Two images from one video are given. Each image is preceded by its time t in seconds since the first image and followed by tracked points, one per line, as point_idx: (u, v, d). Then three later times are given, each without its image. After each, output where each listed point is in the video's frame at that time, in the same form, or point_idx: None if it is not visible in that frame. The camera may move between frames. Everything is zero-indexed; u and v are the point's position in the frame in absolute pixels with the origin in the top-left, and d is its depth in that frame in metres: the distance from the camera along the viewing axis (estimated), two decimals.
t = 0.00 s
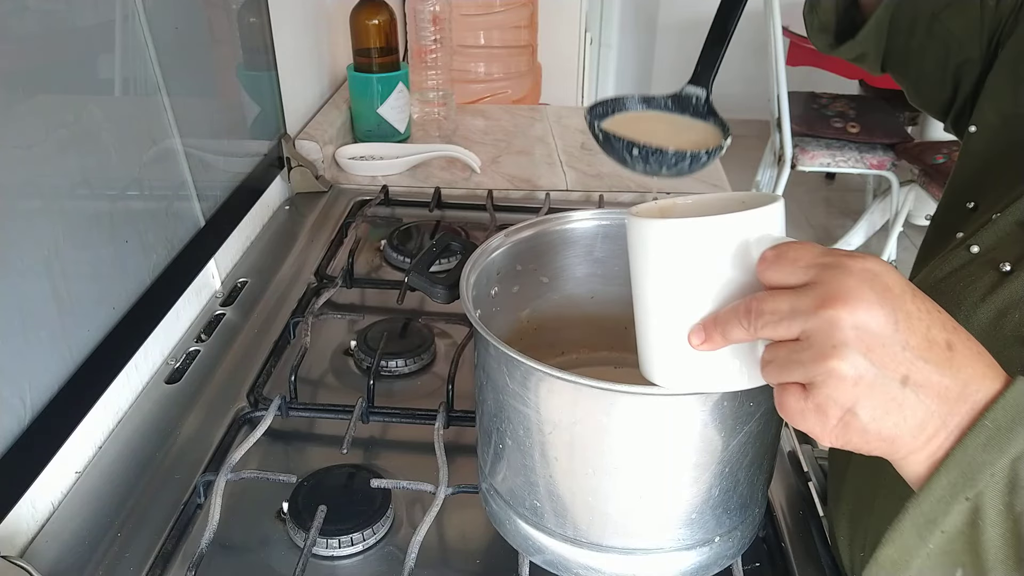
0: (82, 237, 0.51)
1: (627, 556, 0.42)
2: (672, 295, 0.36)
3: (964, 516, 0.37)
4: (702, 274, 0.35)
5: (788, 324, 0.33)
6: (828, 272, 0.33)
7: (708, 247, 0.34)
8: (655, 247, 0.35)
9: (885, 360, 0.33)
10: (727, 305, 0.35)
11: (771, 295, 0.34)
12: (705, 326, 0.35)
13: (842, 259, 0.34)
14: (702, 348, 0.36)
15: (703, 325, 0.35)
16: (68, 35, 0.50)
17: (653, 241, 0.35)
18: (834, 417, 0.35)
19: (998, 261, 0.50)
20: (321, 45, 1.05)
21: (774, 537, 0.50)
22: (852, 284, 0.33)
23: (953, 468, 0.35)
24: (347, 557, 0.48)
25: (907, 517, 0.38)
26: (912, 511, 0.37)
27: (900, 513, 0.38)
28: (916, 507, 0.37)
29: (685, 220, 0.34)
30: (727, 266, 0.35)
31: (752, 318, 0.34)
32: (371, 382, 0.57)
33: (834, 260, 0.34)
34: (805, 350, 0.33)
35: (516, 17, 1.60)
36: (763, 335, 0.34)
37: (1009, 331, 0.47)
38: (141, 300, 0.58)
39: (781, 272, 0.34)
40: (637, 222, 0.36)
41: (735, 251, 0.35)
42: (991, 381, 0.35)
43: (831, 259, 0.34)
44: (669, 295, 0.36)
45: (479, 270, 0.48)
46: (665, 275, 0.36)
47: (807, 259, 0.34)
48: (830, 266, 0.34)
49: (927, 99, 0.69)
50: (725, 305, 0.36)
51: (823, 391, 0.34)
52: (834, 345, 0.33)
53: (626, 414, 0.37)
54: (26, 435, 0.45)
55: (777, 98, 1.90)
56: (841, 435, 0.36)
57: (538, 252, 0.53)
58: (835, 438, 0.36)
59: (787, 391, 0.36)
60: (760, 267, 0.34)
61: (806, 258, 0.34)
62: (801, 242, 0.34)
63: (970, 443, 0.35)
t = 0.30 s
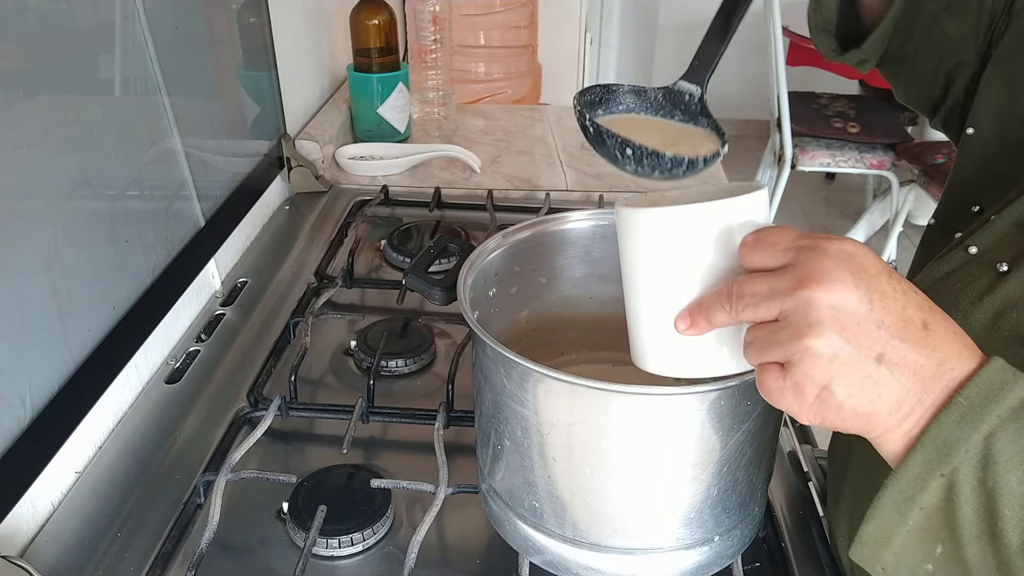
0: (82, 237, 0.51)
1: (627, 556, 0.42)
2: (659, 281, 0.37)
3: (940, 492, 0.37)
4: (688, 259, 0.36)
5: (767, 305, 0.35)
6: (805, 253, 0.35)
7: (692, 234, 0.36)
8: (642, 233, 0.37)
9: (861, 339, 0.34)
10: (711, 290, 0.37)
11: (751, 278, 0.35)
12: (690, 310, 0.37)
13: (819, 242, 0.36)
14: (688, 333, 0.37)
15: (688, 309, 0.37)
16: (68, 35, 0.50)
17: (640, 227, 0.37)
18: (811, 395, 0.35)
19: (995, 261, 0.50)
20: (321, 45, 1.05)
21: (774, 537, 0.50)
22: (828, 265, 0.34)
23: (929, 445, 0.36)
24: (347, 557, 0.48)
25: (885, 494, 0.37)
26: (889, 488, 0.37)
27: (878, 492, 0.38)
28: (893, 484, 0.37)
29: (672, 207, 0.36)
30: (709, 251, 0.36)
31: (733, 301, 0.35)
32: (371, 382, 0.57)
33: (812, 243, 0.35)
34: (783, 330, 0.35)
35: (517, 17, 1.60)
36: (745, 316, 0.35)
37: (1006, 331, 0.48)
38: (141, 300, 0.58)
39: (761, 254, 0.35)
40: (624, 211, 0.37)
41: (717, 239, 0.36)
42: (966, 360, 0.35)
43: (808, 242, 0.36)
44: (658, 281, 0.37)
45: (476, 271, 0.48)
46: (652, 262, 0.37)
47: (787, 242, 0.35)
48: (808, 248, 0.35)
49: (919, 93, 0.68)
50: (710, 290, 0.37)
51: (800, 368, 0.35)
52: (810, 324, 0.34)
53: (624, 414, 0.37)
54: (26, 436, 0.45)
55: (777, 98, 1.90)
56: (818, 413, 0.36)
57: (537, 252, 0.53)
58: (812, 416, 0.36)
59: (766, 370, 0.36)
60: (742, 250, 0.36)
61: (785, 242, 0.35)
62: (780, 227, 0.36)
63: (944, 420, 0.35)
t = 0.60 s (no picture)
0: (82, 236, 0.51)
1: (627, 556, 0.42)
2: (652, 271, 0.38)
3: (925, 481, 0.37)
4: (678, 250, 0.37)
5: (754, 296, 0.35)
6: (793, 246, 0.35)
7: (684, 225, 0.36)
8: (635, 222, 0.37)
9: (846, 331, 0.34)
10: (701, 280, 0.37)
11: (740, 269, 0.36)
12: (681, 299, 0.37)
13: (807, 235, 0.36)
14: (679, 322, 0.38)
15: (679, 299, 0.38)
16: (68, 35, 0.50)
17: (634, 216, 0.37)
18: (797, 385, 0.36)
19: (989, 261, 0.50)
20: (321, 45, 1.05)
21: (774, 537, 0.50)
22: (814, 258, 0.35)
23: (912, 434, 0.36)
24: (348, 557, 0.48)
25: (871, 483, 0.38)
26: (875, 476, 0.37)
27: (864, 480, 0.38)
28: (879, 473, 0.37)
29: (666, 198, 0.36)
30: (701, 243, 0.37)
31: (723, 291, 0.36)
32: (371, 382, 0.57)
33: (800, 235, 0.36)
34: (770, 321, 0.35)
35: (516, 17, 1.60)
36: (733, 307, 0.36)
37: (999, 330, 0.48)
38: (141, 300, 0.58)
39: (750, 246, 0.36)
40: (619, 202, 0.38)
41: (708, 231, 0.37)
42: (952, 351, 0.36)
43: (797, 234, 0.36)
44: (651, 269, 0.38)
45: (477, 271, 0.48)
46: (646, 252, 0.37)
47: (776, 234, 0.36)
48: (796, 241, 0.36)
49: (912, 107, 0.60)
50: (700, 280, 0.38)
51: (786, 359, 0.35)
52: (797, 316, 0.34)
53: (624, 414, 0.37)
54: (26, 435, 0.45)
55: (778, 99, 1.90)
56: (803, 403, 0.37)
57: (538, 251, 0.53)
58: (798, 406, 0.37)
59: (752, 360, 0.36)
60: (731, 241, 0.36)
61: (774, 234, 0.36)
62: (770, 219, 0.36)
63: (927, 409, 0.35)
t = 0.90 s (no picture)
0: (82, 236, 0.51)
1: (627, 556, 0.42)
2: (648, 272, 0.37)
3: (922, 489, 0.37)
4: (676, 253, 0.37)
5: (753, 304, 0.35)
6: (792, 254, 0.36)
7: (679, 228, 0.36)
8: (634, 224, 0.37)
9: (843, 341, 0.35)
10: (700, 283, 0.37)
11: (740, 275, 0.36)
12: (680, 300, 0.37)
13: (807, 243, 0.36)
14: (678, 323, 0.38)
15: (678, 300, 0.37)
16: (68, 35, 0.50)
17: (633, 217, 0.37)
18: (793, 393, 0.36)
19: (987, 262, 0.51)
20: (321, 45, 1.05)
21: (774, 536, 0.51)
22: (813, 267, 0.35)
23: (908, 442, 0.36)
24: (348, 557, 0.48)
25: (868, 490, 0.38)
26: (872, 484, 0.38)
27: (862, 488, 0.38)
28: (876, 480, 0.38)
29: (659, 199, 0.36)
30: (700, 246, 0.37)
31: (722, 296, 0.36)
32: (371, 382, 0.57)
33: (801, 243, 0.36)
34: (767, 329, 0.36)
35: (517, 17, 1.60)
36: (732, 312, 0.36)
37: (997, 330, 0.48)
38: (141, 300, 0.58)
39: (749, 252, 0.36)
40: (619, 201, 0.37)
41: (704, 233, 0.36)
42: (948, 359, 0.36)
43: (797, 242, 0.36)
44: (649, 269, 0.37)
45: (476, 271, 0.48)
46: (644, 253, 0.37)
47: (775, 241, 0.36)
48: (796, 249, 0.36)
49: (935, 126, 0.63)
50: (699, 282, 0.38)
51: (783, 368, 0.36)
52: (794, 326, 0.35)
53: (625, 414, 0.37)
54: (26, 435, 0.45)
55: (778, 99, 1.90)
56: (799, 410, 0.37)
57: (538, 251, 0.53)
58: (794, 412, 0.37)
59: (750, 366, 0.37)
60: (731, 246, 0.36)
61: (773, 240, 0.36)
62: (771, 224, 0.37)
63: (922, 417, 0.36)
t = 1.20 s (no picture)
0: (82, 236, 0.51)
1: (627, 556, 0.42)
2: (645, 271, 0.37)
3: (915, 498, 0.37)
4: (674, 255, 0.37)
5: (749, 312, 0.35)
6: (789, 263, 0.35)
7: (679, 227, 0.36)
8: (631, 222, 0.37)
9: (837, 352, 0.35)
10: (697, 285, 0.37)
11: (737, 282, 0.36)
12: (675, 301, 0.37)
13: (804, 251, 0.36)
14: (672, 323, 0.37)
15: (674, 300, 0.37)
16: (68, 36, 0.50)
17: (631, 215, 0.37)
18: (786, 402, 0.37)
19: (985, 263, 0.51)
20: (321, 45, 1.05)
21: (774, 536, 0.50)
22: (809, 278, 0.35)
23: (902, 451, 0.36)
24: (348, 557, 0.48)
25: (862, 500, 0.38)
26: (866, 493, 0.38)
27: (856, 497, 0.38)
28: (870, 489, 0.38)
29: (658, 199, 0.36)
30: (698, 250, 0.37)
31: (718, 301, 0.36)
32: (371, 382, 0.57)
33: (798, 252, 0.36)
34: (762, 338, 0.36)
35: (517, 17, 1.61)
36: (727, 317, 0.36)
37: (995, 329, 0.48)
38: (141, 301, 0.58)
39: (747, 259, 0.36)
40: (618, 198, 0.37)
41: (703, 234, 0.36)
42: (942, 368, 0.36)
43: (794, 251, 0.36)
44: (646, 267, 0.37)
45: (477, 271, 0.48)
46: (642, 253, 0.37)
47: (773, 249, 0.36)
48: (792, 258, 0.36)
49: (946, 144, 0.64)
50: (694, 284, 0.37)
51: (776, 378, 0.36)
52: (788, 338, 0.35)
53: (624, 413, 0.37)
54: (26, 435, 0.45)
55: (778, 99, 1.90)
56: (792, 418, 0.37)
57: (538, 251, 0.53)
58: (787, 420, 0.38)
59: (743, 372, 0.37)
60: (728, 250, 0.36)
61: (771, 247, 0.35)
62: (770, 230, 0.36)
63: (916, 428, 0.36)
